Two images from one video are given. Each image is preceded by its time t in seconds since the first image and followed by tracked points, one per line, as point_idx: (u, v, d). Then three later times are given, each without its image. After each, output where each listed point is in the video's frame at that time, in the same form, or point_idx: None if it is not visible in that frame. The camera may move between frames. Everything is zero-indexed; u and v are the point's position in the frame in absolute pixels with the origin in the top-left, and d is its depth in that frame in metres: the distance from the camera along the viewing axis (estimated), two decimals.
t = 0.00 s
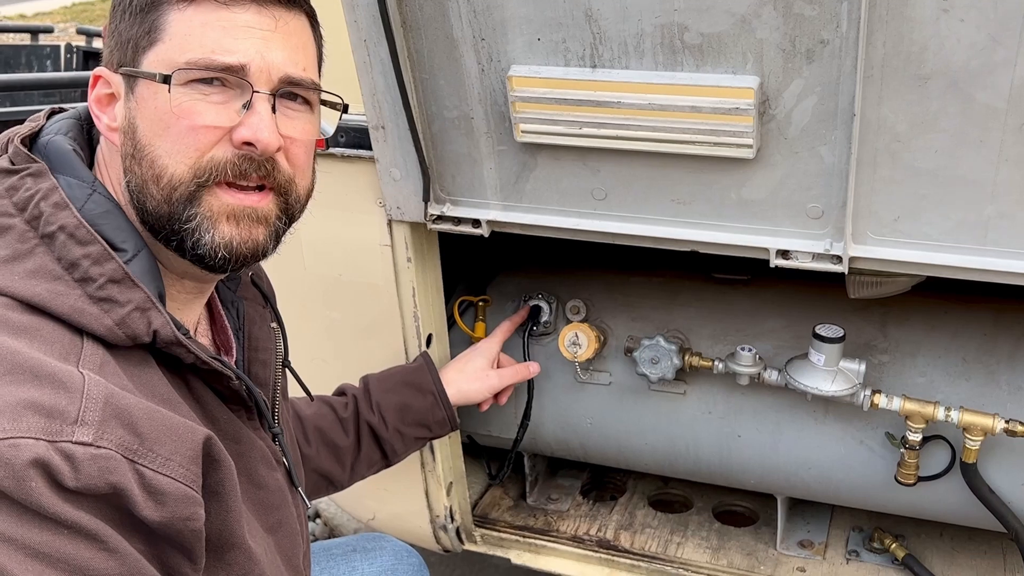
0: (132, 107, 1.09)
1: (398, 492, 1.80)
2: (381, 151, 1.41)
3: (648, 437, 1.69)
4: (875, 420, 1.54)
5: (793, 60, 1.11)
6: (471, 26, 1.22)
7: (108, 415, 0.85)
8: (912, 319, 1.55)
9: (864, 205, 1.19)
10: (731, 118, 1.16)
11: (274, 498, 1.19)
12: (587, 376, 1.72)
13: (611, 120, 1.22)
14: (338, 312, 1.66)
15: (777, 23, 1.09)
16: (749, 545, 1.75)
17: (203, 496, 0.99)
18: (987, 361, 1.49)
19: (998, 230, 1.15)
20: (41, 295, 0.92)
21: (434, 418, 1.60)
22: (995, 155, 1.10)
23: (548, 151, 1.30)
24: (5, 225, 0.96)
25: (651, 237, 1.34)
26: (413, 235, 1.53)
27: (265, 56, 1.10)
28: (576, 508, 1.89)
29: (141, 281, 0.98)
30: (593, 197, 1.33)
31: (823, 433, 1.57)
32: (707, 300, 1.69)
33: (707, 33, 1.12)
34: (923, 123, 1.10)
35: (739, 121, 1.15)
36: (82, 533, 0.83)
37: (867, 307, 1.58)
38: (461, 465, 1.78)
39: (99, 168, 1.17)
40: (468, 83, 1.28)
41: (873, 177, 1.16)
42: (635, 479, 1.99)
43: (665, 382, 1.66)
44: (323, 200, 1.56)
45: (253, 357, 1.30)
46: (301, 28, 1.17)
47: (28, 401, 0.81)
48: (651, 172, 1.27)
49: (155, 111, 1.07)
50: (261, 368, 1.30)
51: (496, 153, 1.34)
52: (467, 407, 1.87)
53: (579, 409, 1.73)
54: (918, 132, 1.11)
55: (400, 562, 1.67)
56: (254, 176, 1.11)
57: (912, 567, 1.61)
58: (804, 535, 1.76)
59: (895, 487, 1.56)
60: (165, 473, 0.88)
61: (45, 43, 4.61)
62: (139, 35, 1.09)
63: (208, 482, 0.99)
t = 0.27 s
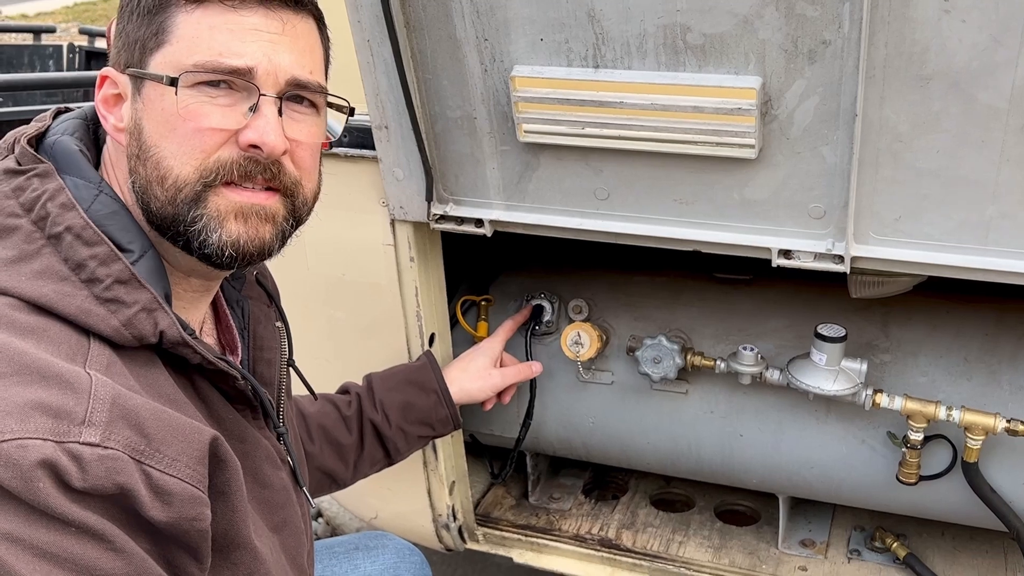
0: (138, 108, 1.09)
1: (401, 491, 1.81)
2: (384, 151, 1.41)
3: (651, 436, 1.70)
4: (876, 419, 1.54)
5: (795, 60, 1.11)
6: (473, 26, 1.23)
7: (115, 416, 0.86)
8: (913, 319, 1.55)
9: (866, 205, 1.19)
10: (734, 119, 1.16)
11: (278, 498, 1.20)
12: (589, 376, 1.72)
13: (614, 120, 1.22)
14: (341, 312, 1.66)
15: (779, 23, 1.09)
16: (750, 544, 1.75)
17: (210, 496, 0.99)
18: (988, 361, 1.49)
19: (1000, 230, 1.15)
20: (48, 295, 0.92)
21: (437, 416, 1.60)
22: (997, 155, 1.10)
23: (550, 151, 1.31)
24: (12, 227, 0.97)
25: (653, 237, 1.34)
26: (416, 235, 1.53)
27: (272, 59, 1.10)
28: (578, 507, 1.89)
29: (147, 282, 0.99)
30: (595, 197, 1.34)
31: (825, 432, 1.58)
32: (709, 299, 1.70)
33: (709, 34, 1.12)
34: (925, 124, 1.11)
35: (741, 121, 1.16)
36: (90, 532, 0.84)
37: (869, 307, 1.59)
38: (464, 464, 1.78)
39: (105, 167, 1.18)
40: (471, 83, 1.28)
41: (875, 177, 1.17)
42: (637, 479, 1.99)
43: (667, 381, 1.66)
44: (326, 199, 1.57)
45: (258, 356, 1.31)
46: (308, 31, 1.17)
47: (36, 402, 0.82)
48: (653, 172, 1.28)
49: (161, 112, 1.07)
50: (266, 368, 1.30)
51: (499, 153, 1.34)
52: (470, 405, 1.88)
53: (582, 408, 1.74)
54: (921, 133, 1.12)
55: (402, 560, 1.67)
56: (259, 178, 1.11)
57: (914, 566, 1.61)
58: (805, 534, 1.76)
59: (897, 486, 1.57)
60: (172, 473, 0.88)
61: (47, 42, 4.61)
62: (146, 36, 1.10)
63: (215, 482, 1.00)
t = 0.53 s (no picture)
0: (136, 107, 1.09)
1: (403, 491, 1.81)
2: (387, 151, 1.41)
3: (653, 436, 1.70)
4: (878, 420, 1.54)
5: (798, 61, 1.11)
6: (477, 26, 1.23)
7: (113, 417, 0.86)
8: (916, 319, 1.55)
9: (870, 206, 1.19)
10: (737, 119, 1.16)
11: (278, 498, 1.19)
12: (591, 376, 1.72)
13: (617, 120, 1.22)
14: (344, 312, 1.66)
15: (782, 23, 1.09)
16: (752, 545, 1.75)
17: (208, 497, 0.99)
18: (991, 361, 1.49)
19: (1003, 230, 1.15)
20: (45, 296, 0.92)
21: (443, 419, 1.60)
22: (1000, 156, 1.10)
23: (553, 151, 1.31)
24: (9, 226, 0.97)
25: (656, 237, 1.34)
26: (419, 235, 1.53)
27: (271, 57, 1.11)
28: (580, 507, 1.89)
29: (145, 282, 0.99)
30: (598, 197, 1.34)
31: (828, 433, 1.57)
32: (712, 299, 1.70)
33: (713, 34, 1.13)
34: (929, 124, 1.11)
35: (745, 121, 1.16)
36: (88, 534, 0.84)
37: (871, 308, 1.59)
38: (466, 464, 1.78)
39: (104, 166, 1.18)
40: (474, 83, 1.28)
41: (879, 178, 1.17)
42: (639, 479, 1.99)
43: (669, 382, 1.66)
44: (328, 199, 1.57)
45: (258, 356, 1.31)
46: (308, 28, 1.17)
47: (32, 403, 0.82)
48: (656, 173, 1.28)
49: (159, 111, 1.07)
50: (265, 368, 1.31)
51: (501, 153, 1.34)
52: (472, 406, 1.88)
53: (584, 408, 1.74)
54: (924, 133, 1.12)
55: (403, 560, 1.67)
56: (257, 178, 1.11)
57: (916, 566, 1.61)
58: (807, 535, 1.76)
59: (899, 487, 1.57)
60: (170, 474, 0.88)
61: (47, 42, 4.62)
62: (144, 34, 1.10)
63: (213, 483, 1.00)
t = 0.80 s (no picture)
0: (116, 110, 1.09)
1: (402, 491, 1.81)
2: (386, 152, 1.41)
3: (653, 438, 1.70)
4: (878, 421, 1.54)
5: (797, 63, 1.11)
6: (476, 28, 1.23)
7: (93, 420, 0.86)
8: (916, 320, 1.55)
9: (869, 208, 1.19)
10: (736, 120, 1.16)
11: (267, 500, 1.19)
12: (591, 377, 1.72)
13: (617, 122, 1.22)
14: (344, 312, 1.66)
15: (782, 24, 1.09)
16: (751, 546, 1.75)
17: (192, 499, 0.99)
18: (991, 363, 1.49)
19: (1003, 232, 1.15)
20: (27, 299, 0.92)
21: (431, 411, 1.60)
22: (1000, 157, 1.10)
23: (553, 152, 1.31)
24: None
25: (656, 238, 1.34)
26: (419, 236, 1.53)
27: (250, 57, 1.10)
28: (579, 508, 1.89)
29: (126, 284, 1.00)
30: (598, 198, 1.34)
31: (827, 434, 1.57)
32: (711, 301, 1.70)
33: (713, 36, 1.13)
34: (928, 126, 1.11)
35: (744, 122, 1.16)
36: (69, 537, 0.83)
37: (871, 309, 1.59)
38: (465, 465, 1.78)
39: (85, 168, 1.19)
40: (473, 84, 1.28)
41: (878, 180, 1.17)
42: (638, 480, 1.99)
43: (668, 383, 1.66)
44: (327, 200, 1.57)
45: (246, 357, 1.30)
46: (288, 27, 1.17)
47: (12, 407, 0.82)
48: (656, 175, 1.28)
49: (139, 113, 1.08)
50: (254, 369, 1.30)
51: (501, 154, 1.34)
52: (470, 407, 1.87)
53: (583, 408, 1.74)
54: (923, 135, 1.12)
55: (400, 562, 1.67)
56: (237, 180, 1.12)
57: (915, 568, 1.61)
58: (806, 537, 1.76)
59: (899, 488, 1.56)
60: (151, 477, 0.88)
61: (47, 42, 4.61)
62: (122, 35, 1.10)
63: (196, 485, 1.00)
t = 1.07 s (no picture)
0: (106, 110, 1.10)
1: (401, 492, 1.81)
2: (386, 153, 1.42)
3: (652, 439, 1.70)
4: (877, 422, 1.55)
5: (796, 65, 1.12)
6: (476, 29, 1.23)
7: (79, 419, 0.86)
8: (916, 322, 1.55)
9: (868, 209, 1.19)
10: (736, 122, 1.16)
11: (260, 500, 1.20)
12: (591, 379, 1.72)
13: (617, 123, 1.22)
14: (344, 313, 1.66)
15: (781, 26, 1.09)
16: (750, 548, 1.75)
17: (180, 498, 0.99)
18: (990, 364, 1.49)
19: (1002, 233, 1.15)
20: (15, 299, 0.92)
21: (428, 412, 1.60)
22: (999, 159, 1.10)
23: (553, 153, 1.31)
24: None
25: (656, 239, 1.34)
26: (419, 236, 1.53)
27: (238, 58, 1.11)
28: (578, 509, 1.89)
29: (113, 283, 1.00)
30: (598, 199, 1.34)
31: (826, 436, 1.58)
32: (711, 302, 1.70)
33: (713, 37, 1.13)
34: (927, 128, 1.11)
35: (744, 124, 1.16)
36: (56, 536, 0.84)
37: (870, 311, 1.59)
38: (465, 466, 1.79)
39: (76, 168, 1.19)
40: (473, 85, 1.28)
41: (877, 182, 1.17)
42: (638, 482, 1.99)
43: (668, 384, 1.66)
44: (327, 201, 1.57)
45: (240, 358, 1.31)
46: (277, 28, 1.17)
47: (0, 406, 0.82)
48: (656, 176, 1.28)
49: (128, 113, 1.08)
50: (248, 369, 1.31)
51: (501, 155, 1.34)
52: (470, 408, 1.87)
53: (583, 410, 1.74)
54: (922, 137, 1.12)
55: (400, 565, 1.67)
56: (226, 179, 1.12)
57: (914, 570, 1.61)
58: (806, 538, 1.76)
59: (898, 490, 1.57)
60: (138, 477, 0.88)
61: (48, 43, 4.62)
62: (112, 36, 1.11)
63: (185, 484, 1.00)
